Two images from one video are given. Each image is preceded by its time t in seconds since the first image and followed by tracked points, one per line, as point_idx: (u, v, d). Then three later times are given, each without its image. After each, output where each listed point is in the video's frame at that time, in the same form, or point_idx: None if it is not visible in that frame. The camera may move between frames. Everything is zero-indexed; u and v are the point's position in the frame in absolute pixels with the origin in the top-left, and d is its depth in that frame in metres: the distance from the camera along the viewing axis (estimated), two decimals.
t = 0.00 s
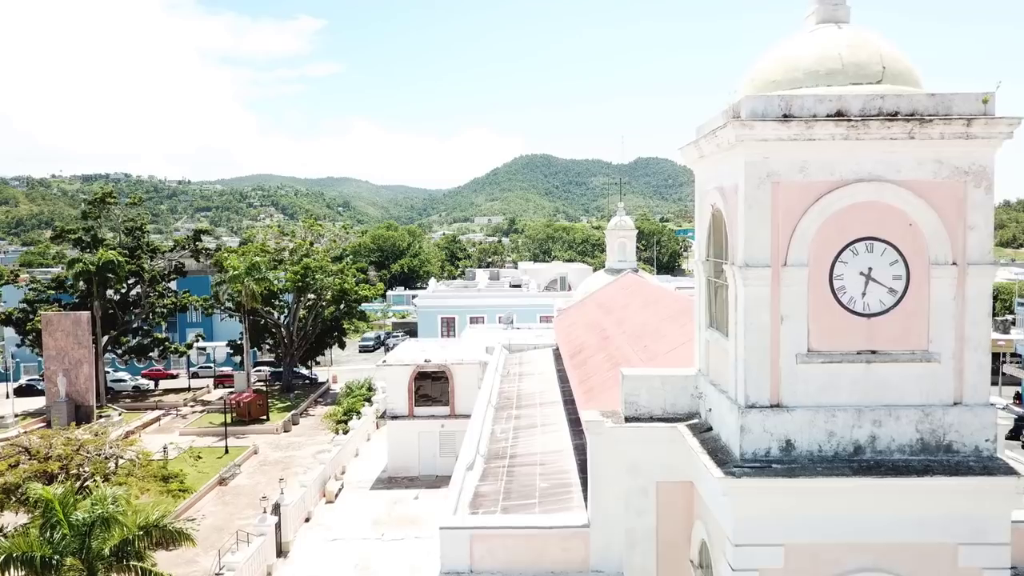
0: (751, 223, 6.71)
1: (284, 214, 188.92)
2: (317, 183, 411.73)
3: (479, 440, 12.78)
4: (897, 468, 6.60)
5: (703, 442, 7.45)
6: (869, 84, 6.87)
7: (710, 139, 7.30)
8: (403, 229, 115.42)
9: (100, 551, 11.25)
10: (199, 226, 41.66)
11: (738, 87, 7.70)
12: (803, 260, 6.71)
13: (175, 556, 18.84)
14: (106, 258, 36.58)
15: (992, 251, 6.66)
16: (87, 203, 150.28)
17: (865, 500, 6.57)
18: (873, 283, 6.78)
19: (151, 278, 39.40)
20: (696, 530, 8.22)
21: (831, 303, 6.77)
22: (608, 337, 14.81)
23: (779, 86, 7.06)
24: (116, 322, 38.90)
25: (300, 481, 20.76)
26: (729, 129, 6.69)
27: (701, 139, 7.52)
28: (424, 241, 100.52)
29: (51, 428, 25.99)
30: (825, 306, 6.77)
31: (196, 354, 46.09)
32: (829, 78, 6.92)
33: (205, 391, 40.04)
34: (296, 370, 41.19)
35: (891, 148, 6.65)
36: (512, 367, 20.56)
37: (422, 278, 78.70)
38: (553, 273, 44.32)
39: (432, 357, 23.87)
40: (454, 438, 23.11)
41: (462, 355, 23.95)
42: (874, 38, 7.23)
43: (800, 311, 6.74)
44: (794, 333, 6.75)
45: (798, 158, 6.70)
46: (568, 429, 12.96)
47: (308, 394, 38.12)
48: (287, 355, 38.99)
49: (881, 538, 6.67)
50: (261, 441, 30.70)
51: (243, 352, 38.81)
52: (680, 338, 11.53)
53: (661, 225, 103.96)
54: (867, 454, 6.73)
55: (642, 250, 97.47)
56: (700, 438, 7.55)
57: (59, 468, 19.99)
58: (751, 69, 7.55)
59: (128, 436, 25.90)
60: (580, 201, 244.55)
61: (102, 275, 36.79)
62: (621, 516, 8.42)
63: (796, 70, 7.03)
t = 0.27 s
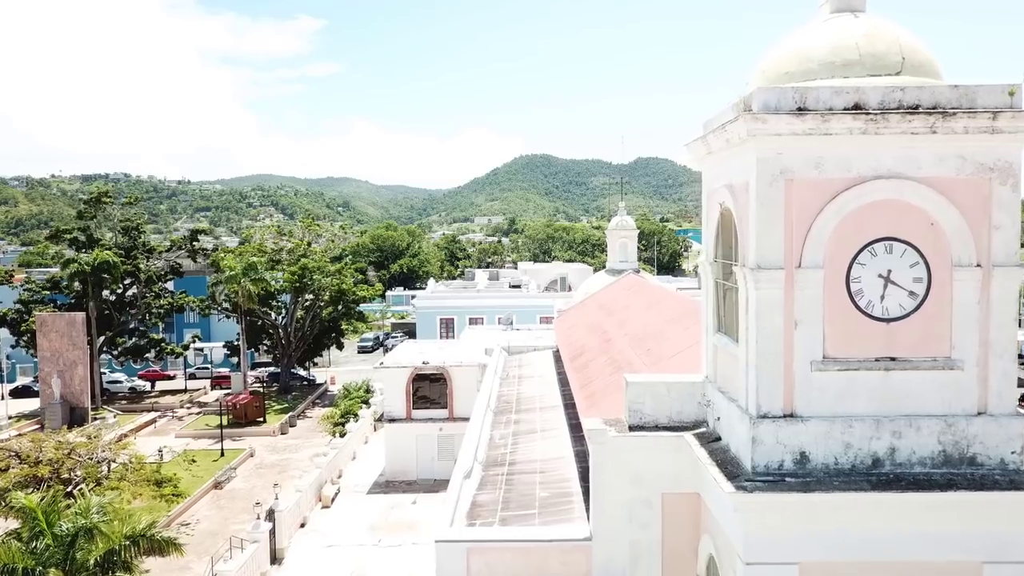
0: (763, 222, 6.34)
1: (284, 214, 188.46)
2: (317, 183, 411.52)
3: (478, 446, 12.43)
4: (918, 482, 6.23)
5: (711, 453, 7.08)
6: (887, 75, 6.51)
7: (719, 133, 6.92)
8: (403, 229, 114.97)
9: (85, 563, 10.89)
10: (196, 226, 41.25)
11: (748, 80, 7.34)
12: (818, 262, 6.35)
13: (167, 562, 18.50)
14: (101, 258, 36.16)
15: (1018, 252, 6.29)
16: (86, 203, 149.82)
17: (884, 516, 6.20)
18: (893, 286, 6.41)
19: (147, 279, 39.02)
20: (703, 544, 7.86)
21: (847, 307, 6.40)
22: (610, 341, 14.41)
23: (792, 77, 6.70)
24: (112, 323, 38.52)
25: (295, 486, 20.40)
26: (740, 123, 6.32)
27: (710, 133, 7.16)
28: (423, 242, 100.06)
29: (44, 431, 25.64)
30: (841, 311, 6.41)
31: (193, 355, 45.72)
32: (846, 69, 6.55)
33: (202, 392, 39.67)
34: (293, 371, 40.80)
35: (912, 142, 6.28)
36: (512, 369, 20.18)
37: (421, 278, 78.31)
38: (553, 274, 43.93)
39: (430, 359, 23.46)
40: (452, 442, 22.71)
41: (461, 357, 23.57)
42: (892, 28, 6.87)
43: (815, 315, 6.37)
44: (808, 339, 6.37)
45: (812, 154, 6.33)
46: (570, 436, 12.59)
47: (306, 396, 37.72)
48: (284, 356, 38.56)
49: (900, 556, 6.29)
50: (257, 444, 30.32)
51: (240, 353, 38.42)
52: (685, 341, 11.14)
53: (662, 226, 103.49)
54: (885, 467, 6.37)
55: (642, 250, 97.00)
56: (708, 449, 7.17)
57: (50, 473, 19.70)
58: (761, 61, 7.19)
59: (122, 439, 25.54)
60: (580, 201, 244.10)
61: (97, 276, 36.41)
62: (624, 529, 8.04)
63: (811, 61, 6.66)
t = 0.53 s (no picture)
0: (775, 221, 6.02)
1: (284, 214, 188.09)
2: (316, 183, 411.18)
3: (477, 452, 12.11)
4: (939, 496, 5.90)
5: (720, 463, 6.75)
6: (905, 67, 6.16)
7: (729, 128, 6.59)
8: (402, 229, 114.62)
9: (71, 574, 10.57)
10: (193, 225, 40.88)
11: (758, 72, 6.98)
12: (833, 263, 6.02)
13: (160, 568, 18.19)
14: (97, 259, 35.79)
15: None
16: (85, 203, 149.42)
17: (904, 531, 5.87)
18: (912, 288, 6.07)
19: (143, 279, 38.66)
20: (710, 557, 7.53)
21: (864, 310, 6.07)
22: (612, 342, 14.08)
23: (805, 70, 6.35)
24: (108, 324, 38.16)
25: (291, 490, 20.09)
26: (751, 117, 5.99)
27: (718, 128, 6.83)
28: (423, 242, 99.72)
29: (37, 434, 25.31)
30: (857, 315, 6.07)
31: (191, 356, 45.40)
32: (861, 61, 6.20)
33: (199, 394, 39.34)
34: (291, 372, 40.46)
35: (933, 137, 5.95)
36: (511, 371, 19.83)
37: (421, 278, 77.99)
38: (553, 274, 43.59)
39: (429, 361, 23.12)
40: (450, 445, 22.39)
41: (460, 359, 23.22)
42: (910, 17, 6.51)
43: (830, 319, 6.04)
44: (823, 344, 6.05)
45: (828, 149, 6.00)
46: (571, 441, 12.26)
47: (304, 398, 37.39)
48: (282, 357, 38.21)
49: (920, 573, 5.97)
50: (254, 446, 29.99)
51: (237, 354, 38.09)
52: (690, 345, 10.79)
53: (662, 226, 103.13)
54: (904, 479, 6.04)
55: (642, 250, 96.66)
56: (716, 459, 6.84)
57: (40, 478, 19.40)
58: (771, 52, 6.84)
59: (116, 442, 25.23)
60: (580, 201, 243.79)
61: (93, 277, 36.07)
62: (628, 542, 7.70)
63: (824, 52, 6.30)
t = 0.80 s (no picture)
0: (794, 219, 5.61)
1: (284, 214, 187.55)
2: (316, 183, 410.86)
3: (475, 460, 11.73)
4: (970, 515, 5.49)
5: (733, 478, 6.35)
6: (932, 54, 5.78)
7: (742, 121, 6.20)
8: (402, 229, 114.17)
9: None
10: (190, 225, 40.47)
11: (773, 62, 6.62)
12: (855, 264, 5.62)
13: None
14: (92, 259, 35.36)
15: None
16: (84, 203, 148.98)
17: (932, 552, 5.46)
18: (940, 291, 5.67)
19: (139, 279, 38.25)
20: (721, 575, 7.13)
21: (889, 315, 5.67)
22: (614, 345, 13.66)
23: (825, 58, 5.97)
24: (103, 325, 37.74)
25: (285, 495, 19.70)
26: (767, 108, 5.59)
27: (730, 122, 6.45)
28: (422, 242, 99.30)
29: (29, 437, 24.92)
30: (881, 320, 5.67)
31: (188, 357, 44.98)
32: (885, 48, 5.81)
33: (196, 395, 38.94)
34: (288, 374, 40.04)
35: (962, 130, 5.56)
36: (511, 374, 19.40)
37: (420, 279, 77.56)
38: (553, 274, 43.17)
39: (427, 363, 22.69)
40: (449, 449, 22.00)
41: (459, 361, 22.78)
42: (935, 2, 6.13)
43: (852, 324, 5.63)
44: (845, 352, 5.64)
45: (850, 142, 5.60)
46: (572, 449, 11.86)
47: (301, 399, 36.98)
48: (279, 359, 37.79)
49: None
50: (250, 448, 29.59)
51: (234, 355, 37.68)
52: (696, 348, 10.36)
53: (662, 226, 102.66)
54: (932, 496, 5.63)
55: (642, 250, 96.21)
56: (728, 473, 6.45)
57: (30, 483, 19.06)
58: (788, 40, 6.46)
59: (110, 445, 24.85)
60: (579, 201, 243.39)
61: (87, 277, 35.66)
62: (633, 558, 7.31)
63: (845, 38, 5.92)
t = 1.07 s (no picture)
0: (812, 218, 5.25)
1: (283, 214, 187.21)
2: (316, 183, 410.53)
3: (474, 468, 11.36)
4: (1001, 534, 5.13)
5: (745, 492, 5.99)
6: (959, 42, 5.41)
7: (756, 114, 5.84)
8: (401, 230, 113.78)
9: None
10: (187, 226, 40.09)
11: (787, 52, 6.26)
12: (878, 266, 5.26)
13: None
14: (87, 259, 34.99)
15: None
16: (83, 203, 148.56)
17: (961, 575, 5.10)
18: (969, 294, 5.30)
19: (135, 280, 37.87)
20: None
21: (914, 320, 5.31)
22: (617, 348, 13.30)
23: (844, 46, 5.61)
24: (99, 325, 37.36)
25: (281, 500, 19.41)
26: (784, 100, 5.24)
27: (743, 115, 6.10)
28: (422, 242, 98.93)
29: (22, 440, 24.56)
30: (906, 325, 5.31)
31: (185, 358, 44.62)
32: (909, 36, 5.46)
33: (193, 397, 38.57)
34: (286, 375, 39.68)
35: (994, 123, 5.20)
36: (511, 377, 19.03)
37: (420, 279, 77.20)
38: (554, 274, 42.81)
39: (425, 365, 22.30)
40: (448, 453, 21.65)
41: (458, 363, 22.38)
42: None
43: (875, 331, 5.28)
44: (867, 359, 5.28)
45: (872, 136, 5.25)
46: (574, 456, 11.51)
47: (299, 401, 36.63)
48: (277, 360, 37.41)
49: None
50: (247, 451, 29.23)
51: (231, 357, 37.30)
52: (703, 352, 9.99)
53: (663, 226, 102.27)
54: (960, 514, 5.27)
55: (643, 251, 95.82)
56: (741, 487, 6.09)
57: (20, 488, 18.74)
58: (803, 29, 6.09)
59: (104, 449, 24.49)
60: (579, 201, 243.03)
61: (83, 278, 35.30)
62: None
63: (866, 25, 5.56)
